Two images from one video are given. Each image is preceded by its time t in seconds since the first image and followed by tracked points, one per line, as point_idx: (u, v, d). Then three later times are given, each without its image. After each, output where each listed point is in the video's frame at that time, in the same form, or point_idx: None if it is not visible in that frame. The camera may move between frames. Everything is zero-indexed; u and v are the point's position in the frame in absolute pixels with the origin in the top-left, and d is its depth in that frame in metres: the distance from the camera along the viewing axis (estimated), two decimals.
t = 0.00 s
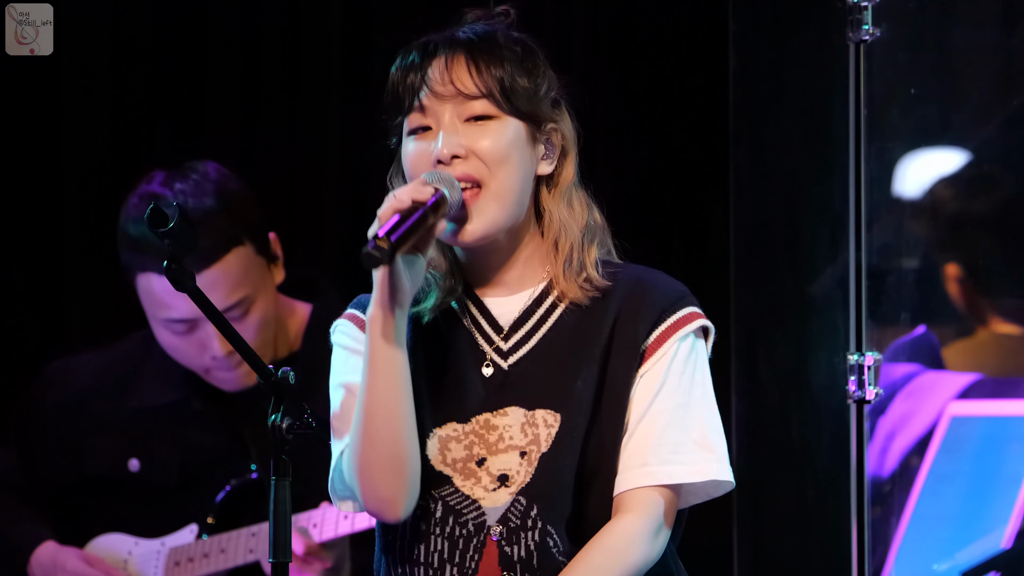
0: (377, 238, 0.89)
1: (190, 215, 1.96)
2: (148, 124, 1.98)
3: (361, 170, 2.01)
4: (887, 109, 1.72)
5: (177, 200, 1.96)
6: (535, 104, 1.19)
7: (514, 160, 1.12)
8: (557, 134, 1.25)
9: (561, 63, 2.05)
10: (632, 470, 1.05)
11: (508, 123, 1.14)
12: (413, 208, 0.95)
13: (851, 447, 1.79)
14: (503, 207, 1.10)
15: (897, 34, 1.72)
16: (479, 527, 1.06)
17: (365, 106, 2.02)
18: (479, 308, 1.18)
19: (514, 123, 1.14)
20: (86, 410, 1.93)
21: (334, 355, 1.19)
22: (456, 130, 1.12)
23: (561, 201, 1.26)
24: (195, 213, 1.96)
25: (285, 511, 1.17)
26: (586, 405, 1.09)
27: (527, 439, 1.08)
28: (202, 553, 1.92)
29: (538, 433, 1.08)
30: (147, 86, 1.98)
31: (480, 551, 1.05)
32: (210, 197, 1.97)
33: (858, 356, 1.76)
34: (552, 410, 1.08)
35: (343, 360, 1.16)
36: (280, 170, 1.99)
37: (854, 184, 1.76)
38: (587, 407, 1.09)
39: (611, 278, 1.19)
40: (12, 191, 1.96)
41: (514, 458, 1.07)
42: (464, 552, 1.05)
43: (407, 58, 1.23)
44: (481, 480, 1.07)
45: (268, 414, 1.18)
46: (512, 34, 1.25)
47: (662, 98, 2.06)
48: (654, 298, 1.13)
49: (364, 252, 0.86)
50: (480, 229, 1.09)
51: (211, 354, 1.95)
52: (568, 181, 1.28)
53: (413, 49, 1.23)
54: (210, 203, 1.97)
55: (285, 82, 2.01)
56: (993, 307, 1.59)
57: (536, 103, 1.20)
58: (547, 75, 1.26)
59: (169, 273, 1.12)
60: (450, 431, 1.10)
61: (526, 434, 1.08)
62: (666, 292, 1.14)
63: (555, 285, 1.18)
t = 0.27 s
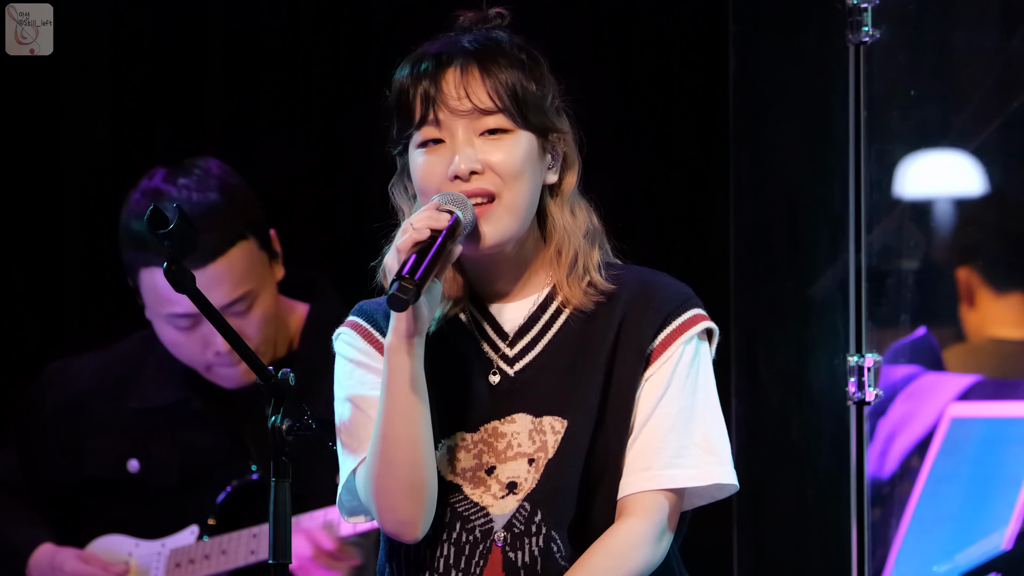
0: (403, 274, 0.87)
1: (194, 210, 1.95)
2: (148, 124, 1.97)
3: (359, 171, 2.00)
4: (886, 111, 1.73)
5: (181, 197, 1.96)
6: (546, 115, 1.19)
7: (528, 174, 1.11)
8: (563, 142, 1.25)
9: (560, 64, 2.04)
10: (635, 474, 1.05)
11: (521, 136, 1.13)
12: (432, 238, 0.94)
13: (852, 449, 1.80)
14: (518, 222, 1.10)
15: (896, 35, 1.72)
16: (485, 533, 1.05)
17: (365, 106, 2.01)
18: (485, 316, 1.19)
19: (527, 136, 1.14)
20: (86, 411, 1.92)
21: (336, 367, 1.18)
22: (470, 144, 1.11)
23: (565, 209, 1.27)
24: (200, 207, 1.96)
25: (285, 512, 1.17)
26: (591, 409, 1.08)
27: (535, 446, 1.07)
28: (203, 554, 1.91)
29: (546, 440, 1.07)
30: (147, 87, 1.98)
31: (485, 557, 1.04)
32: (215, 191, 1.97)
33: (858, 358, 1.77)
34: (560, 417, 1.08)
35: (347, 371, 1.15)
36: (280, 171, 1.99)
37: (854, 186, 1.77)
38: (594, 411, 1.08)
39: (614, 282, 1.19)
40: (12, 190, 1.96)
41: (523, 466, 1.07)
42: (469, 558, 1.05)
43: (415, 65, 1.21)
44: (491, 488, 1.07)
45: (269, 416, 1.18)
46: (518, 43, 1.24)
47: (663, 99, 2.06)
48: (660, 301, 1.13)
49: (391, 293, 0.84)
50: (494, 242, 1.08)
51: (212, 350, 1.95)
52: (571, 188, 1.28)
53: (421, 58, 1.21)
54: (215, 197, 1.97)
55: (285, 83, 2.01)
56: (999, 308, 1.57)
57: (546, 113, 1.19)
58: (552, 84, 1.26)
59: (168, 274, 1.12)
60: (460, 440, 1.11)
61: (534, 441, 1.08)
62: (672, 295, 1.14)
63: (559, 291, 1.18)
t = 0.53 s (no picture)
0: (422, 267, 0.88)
1: (198, 204, 1.95)
2: (148, 124, 1.97)
3: (361, 171, 2.00)
4: (887, 111, 1.73)
5: (184, 192, 1.95)
6: (557, 118, 1.19)
7: (538, 172, 1.11)
8: (571, 145, 1.24)
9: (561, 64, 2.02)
10: (636, 474, 1.05)
11: (532, 134, 1.13)
12: (446, 226, 0.95)
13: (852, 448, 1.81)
14: (527, 219, 1.10)
15: (897, 35, 1.73)
16: (485, 533, 1.05)
17: (365, 106, 2.01)
18: (489, 314, 1.18)
19: (539, 135, 1.14)
20: (87, 411, 1.92)
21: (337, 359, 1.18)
22: (482, 139, 1.11)
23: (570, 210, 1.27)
24: (203, 202, 1.95)
25: (286, 512, 1.17)
26: (592, 410, 1.08)
27: (537, 446, 1.07)
28: (206, 555, 1.91)
29: (547, 440, 1.07)
30: (148, 87, 1.98)
31: (485, 557, 1.04)
32: (217, 185, 1.97)
33: (860, 358, 1.76)
34: (561, 417, 1.08)
35: (350, 364, 1.15)
36: (281, 170, 1.99)
37: (855, 184, 1.77)
38: (595, 411, 1.08)
39: (617, 284, 1.19)
40: (11, 191, 1.95)
41: (523, 465, 1.07)
42: (469, 557, 1.05)
43: (429, 61, 1.20)
44: (491, 487, 1.07)
45: (270, 415, 1.18)
46: (532, 42, 1.24)
47: (663, 98, 2.06)
48: (663, 301, 1.13)
49: (412, 284, 0.86)
50: (503, 240, 1.08)
51: (213, 345, 1.96)
52: (577, 191, 1.28)
53: (435, 53, 1.20)
54: (218, 191, 1.96)
55: (285, 83, 2.01)
56: (1002, 308, 1.57)
57: (557, 114, 1.19)
58: (562, 85, 1.25)
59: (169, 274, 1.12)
60: (462, 438, 1.11)
61: (535, 440, 1.08)
62: (675, 295, 1.14)
63: (561, 292, 1.18)
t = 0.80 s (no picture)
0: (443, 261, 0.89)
1: (205, 210, 1.96)
2: (149, 125, 1.97)
3: (363, 172, 2.00)
4: (889, 112, 1.73)
5: (191, 198, 1.96)
6: (575, 119, 1.20)
7: (553, 168, 1.12)
8: (583, 149, 1.25)
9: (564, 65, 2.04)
10: (640, 475, 1.05)
11: (551, 130, 1.14)
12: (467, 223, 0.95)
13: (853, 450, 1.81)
14: (538, 215, 1.10)
15: (899, 37, 1.73)
16: (489, 532, 1.04)
17: (366, 107, 2.01)
18: (492, 313, 1.18)
19: (557, 132, 1.14)
20: (89, 411, 1.92)
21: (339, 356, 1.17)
22: (502, 129, 1.11)
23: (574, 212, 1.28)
24: (210, 208, 1.96)
25: (289, 513, 1.17)
26: (595, 410, 1.08)
27: (540, 445, 1.07)
28: (207, 554, 1.91)
29: (550, 439, 1.07)
30: (149, 88, 1.98)
31: (488, 556, 1.04)
32: (224, 191, 1.97)
33: (862, 359, 1.76)
34: (564, 416, 1.08)
35: (356, 361, 1.14)
36: (282, 171, 1.99)
37: (857, 186, 1.77)
38: (599, 411, 1.08)
39: (621, 284, 1.19)
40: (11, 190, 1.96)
41: (527, 464, 1.07)
42: (472, 556, 1.04)
43: (453, 51, 1.20)
44: (494, 485, 1.07)
45: (272, 417, 1.18)
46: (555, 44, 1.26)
47: (664, 99, 2.06)
48: (666, 303, 1.13)
49: (433, 278, 0.87)
50: (515, 235, 1.08)
51: (221, 351, 1.96)
52: (586, 196, 1.29)
53: (459, 43, 1.21)
54: (225, 197, 1.97)
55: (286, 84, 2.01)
56: (1003, 307, 1.56)
57: (574, 114, 1.20)
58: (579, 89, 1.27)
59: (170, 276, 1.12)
60: (466, 436, 1.10)
61: (538, 439, 1.08)
62: (677, 297, 1.14)
63: (566, 293, 1.18)
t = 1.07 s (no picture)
0: (454, 231, 0.92)
1: (221, 189, 1.96)
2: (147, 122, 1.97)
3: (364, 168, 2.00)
4: (890, 108, 1.72)
5: (205, 179, 1.96)
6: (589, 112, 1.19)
7: (567, 159, 1.11)
8: (596, 143, 1.25)
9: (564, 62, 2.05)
10: (645, 471, 1.05)
11: (565, 121, 1.14)
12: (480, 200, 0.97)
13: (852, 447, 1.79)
14: (551, 205, 1.09)
15: (900, 34, 1.72)
16: (492, 523, 1.05)
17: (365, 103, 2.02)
18: (500, 305, 1.18)
19: (572, 124, 1.14)
20: (89, 408, 1.92)
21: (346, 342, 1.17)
22: (516, 119, 1.11)
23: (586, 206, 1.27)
24: (224, 185, 1.96)
25: (287, 509, 1.17)
26: (602, 405, 1.08)
27: (544, 438, 1.07)
28: (205, 550, 1.91)
29: (556, 432, 1.07)
30: (146, 86, 1.98)
31: (491, 548, 1.04)
32: (239, 170, 1.98)
33: (860, 354, 1.75)
34: (570, 410, 1.08)
35: (363, 345, 1.14)
36: (285, 171, 2.00)
37: (856, 182, 1.76)
38: (605, 406, 1.08)
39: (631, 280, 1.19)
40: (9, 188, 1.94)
41: (531, 456, 1.07)
42: (475, 547, 1.04)
43: (468, 43, 1.20)
44: (498, 476, 1.07)
45: (271, 412, 1.18)
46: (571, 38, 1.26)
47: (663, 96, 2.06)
48: (672, 300, 1.13)
49: (444, 246, 0.91)
50: (527, 223, 1.09)
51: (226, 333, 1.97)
52: (599, 188, 1.28)
53: (473, 36, 1.20)
54: (239, 176, 1.98)
55: (285, 83, 2.02)
56: (999, 305, 1.59)
57: (588, 106, 1.19)
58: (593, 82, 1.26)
59: (168, 271, 1.12)
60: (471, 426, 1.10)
61: (543, 432, 1.08)
62: (686, 294, 1.14)
63: (575, 286, 1.18)
